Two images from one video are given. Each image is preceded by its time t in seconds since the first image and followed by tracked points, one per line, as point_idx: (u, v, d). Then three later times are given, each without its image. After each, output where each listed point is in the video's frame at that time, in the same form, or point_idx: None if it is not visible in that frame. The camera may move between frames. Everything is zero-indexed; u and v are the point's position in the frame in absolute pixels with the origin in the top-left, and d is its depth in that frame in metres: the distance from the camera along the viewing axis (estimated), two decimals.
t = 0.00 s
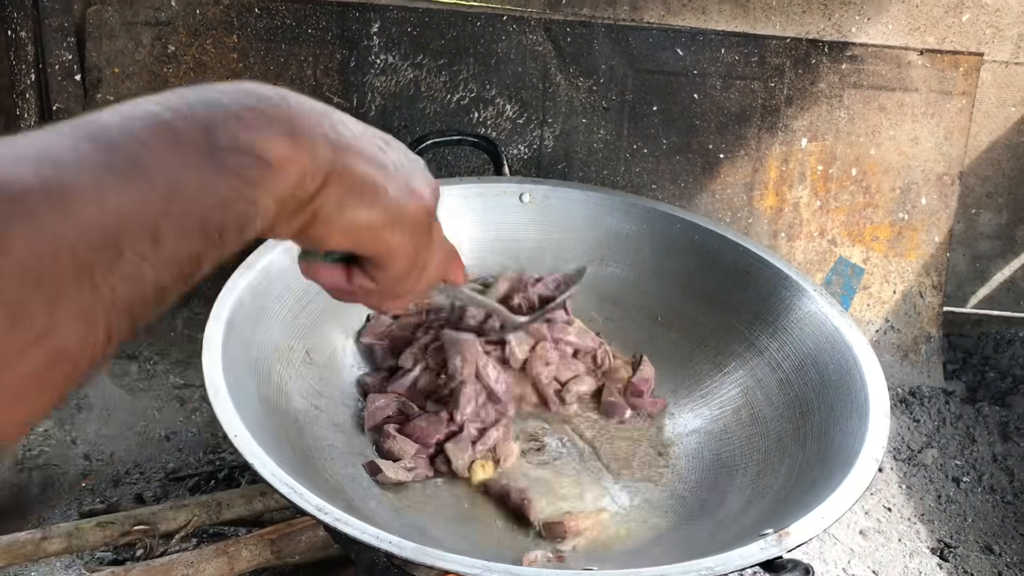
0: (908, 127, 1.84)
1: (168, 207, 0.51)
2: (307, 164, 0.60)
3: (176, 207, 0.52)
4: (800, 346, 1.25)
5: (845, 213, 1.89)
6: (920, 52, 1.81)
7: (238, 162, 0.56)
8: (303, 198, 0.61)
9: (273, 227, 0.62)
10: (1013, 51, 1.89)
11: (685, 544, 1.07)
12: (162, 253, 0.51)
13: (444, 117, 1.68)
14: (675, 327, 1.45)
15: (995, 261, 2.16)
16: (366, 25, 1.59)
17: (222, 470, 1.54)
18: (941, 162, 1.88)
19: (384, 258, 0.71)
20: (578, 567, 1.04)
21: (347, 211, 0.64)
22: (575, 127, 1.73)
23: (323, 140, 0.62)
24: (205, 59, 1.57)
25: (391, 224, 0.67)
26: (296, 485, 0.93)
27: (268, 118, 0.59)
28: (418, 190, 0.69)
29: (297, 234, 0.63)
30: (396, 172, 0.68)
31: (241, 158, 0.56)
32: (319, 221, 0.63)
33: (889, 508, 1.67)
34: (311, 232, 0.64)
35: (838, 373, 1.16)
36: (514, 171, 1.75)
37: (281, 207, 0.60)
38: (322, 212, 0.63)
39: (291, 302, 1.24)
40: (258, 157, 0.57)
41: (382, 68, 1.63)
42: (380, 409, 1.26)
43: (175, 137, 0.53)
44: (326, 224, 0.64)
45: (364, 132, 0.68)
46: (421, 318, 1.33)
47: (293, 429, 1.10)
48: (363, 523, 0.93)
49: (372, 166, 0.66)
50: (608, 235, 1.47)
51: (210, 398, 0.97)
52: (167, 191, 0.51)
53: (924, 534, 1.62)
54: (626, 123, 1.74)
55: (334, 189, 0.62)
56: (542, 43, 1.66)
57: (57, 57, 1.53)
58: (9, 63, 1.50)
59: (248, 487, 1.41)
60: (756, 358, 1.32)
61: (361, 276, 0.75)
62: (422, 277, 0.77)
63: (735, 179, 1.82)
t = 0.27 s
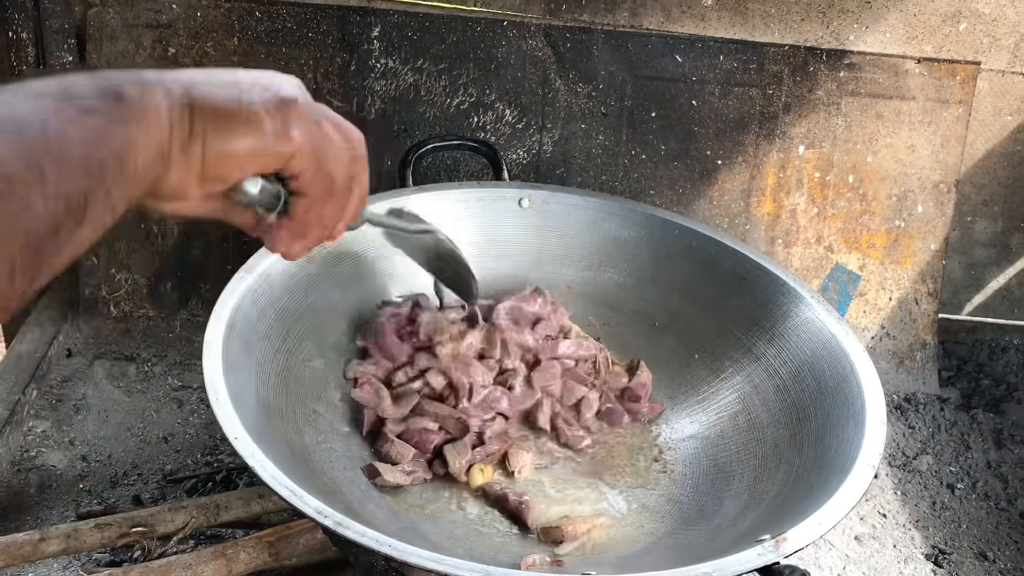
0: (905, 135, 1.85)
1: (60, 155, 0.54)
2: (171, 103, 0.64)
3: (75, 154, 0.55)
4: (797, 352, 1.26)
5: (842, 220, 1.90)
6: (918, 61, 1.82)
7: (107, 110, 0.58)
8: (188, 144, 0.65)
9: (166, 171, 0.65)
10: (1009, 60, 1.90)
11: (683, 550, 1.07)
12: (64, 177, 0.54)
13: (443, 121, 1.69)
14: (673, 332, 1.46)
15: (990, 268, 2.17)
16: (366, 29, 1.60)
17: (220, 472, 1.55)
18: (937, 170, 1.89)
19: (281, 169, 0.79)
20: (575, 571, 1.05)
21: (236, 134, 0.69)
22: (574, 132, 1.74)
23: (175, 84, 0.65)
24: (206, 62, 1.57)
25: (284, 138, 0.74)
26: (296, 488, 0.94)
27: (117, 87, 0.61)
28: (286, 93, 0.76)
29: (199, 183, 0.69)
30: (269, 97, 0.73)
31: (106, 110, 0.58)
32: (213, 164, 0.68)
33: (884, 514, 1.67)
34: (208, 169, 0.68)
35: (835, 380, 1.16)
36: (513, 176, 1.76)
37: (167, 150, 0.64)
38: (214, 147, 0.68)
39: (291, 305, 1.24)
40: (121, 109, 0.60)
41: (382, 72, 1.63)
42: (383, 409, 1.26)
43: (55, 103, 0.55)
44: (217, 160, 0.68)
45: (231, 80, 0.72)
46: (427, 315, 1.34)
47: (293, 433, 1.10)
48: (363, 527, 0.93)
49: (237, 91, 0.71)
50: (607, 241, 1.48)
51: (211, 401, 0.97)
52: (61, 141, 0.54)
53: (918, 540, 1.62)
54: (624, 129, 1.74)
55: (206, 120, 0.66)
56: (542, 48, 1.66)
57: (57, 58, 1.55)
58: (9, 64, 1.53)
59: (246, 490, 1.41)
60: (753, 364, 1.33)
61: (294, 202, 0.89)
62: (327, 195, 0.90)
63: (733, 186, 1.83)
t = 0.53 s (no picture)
0: (902, 141, 1.86)
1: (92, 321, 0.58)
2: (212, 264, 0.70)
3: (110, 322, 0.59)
4: (793, 357, 1.26)
5: (838, 225, 1.90)
6: (915, 67, 1.83)
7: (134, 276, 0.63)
8: (235, 302, 0.70)
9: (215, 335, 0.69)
10: (1006, 67, 1.91)
11: (679, 555, 1.08)
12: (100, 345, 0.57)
13: (442, 122, 1.69)
14: (670, 336, 1.46)
15: (985, 274, 2.18)
16: (366, 30, 1.60)
17: (215, 472, 1.55)
18: (933, 176, 1.90)
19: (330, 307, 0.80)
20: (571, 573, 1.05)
21: (284, 284, 0.72)
22: (572, 135, 1.74)
23: (216, 250, 0.72)
24: (205, 60, 1.57)
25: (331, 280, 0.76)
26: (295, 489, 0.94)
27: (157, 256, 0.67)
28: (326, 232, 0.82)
29: (246, 333, 0.71)
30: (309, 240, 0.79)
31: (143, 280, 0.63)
32: (261, 318, 0.72)
33: (878, 518, 1.68)
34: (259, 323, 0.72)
35: (831, 385, 1.17)
36: (511, 178, 1.75)
37: (212, 311, 0.68)
38: (259, 301, 0.71)
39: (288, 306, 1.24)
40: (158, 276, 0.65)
41: (381, 73, 1.63)
42: (376, 414, 1.26)
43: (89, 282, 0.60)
44: (264, 314, 0.72)
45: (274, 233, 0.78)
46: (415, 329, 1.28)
47: (290, 434, 1.11)
48: (361, 528, 0.93)
49: (276, 241, 0.76)
50: (604, 244, 1.48)
51: (209, 403, 0.97)
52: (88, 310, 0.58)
53: (912, 545, 1.63)
54: (622, 132, 1.75)
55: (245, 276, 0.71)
56: (541, 51, 1.67)
57: (56, 56, 1.52)
58: (8, 62, 1.50)
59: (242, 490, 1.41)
60: (750, 368, 1.33)
61: (351, 326, 0.85)
62: (384, 319, 0.87)
63: (730, 190, 1.84)
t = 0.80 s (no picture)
0: (899, 143, 1.87)
1: (257, 318, 0.57)
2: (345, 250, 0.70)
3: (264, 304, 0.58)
4: (789, 358, 1.27)
5: (835, 226, 1.91)
6: (912, 69, 1.82)
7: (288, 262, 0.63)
8: (364, 290, 0.71)
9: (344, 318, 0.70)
10: (1002, 70, 1.91)
11: (676, 557, 1.08)
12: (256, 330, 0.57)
13: (439, 120, 1.69)
14: (666, 336, 1.47)
15: (979, 277, 2.19)
16: (364, 26, 1.60)
17: (210, 468, 1.55)
18: (930, 178, 1.91)
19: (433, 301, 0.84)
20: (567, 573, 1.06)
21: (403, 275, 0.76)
22: (570, 134, 1.74)
23: (351, 239, 0.73)
24: (202, 56, 1.56)
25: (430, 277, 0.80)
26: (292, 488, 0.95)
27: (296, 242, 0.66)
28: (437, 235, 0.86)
29: (369, 318, 0.73)
30: (419, 235, 0.84)
31: (298, 265, 0.63)
32: (386, 304, 0.74)
33: (872, 519, 1.69)
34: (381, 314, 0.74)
35: (827, 386, 1.17)
36: (509, 176, 1.75)
37: (346, 297, 0.69)
38: (386, 288, 0.73)
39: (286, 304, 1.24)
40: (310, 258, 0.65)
41: (379, 70, 1.63)
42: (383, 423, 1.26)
43: (238, 256, 0.59)
44: (391, 302, 0.74)
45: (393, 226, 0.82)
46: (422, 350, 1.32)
47: (289, 432, 1.11)
48: (358, 527, 0.94)
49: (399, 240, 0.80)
50: (602, 243, 1.48)
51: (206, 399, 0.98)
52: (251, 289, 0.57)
53: (905, 546, 1.64)
54: (620, 132, 1.75)
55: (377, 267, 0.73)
56: (539, 49, 1.67)
57: (52, 49, 1.53)
58: (5, 55, 1.52)
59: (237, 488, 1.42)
60: (746, 368, 1.34)
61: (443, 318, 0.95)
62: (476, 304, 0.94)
63: (727, 190, 1.84)
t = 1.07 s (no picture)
0: (896, 142, 1.87)
1: (317, 346, 0.56)
2: (404, 264, 0.71)
3: (327, 329, 0.58)
4: (787, 356, 1.27)
5: (832, 225, 1.91)
6: (911, 68, 1.84)
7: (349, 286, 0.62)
8: (415, 302, 0.72)
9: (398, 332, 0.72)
10: (1001, 70, 1.91)
11: (673, 555, 1.09)
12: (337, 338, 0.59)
13: (438, 116, 1.69)
14: (664, 334, 1.47)
15: (975, 276, 2.19)
16: (363, 22, 1.59)
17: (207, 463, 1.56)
18: (927, 178, 1.91)
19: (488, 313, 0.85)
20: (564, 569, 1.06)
21: (455, 289, 0.78)
22: (568, 130, 1.74)
23: (407, 242, 0.73)
24: (200, 50, 1.56)
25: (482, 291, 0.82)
26: (291, 483, 0.95)
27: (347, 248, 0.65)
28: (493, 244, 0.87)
29: (421, 332, 0.75)
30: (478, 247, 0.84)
31: (358, 290, 0.63)
32: (435, 316, 0.76)
33: (867, 517, 1.69)
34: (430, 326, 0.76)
35: (825, 385, 1.18)
36: (507, 173, 1.75)
37: (397, 310, 0.69)
38: (436, 305, 0.75)
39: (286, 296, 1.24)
40: (369, 275, 0.65)
41: (377, 66, 1.63)
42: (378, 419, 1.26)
43: (291, 279, 0.58)
44: (439, 317, 0.77)
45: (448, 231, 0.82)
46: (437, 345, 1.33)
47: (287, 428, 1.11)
48: (356, 522, 0.94)
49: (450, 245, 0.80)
50: (600, 241, 1.48)
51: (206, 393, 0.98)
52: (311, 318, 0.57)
53: (901, 544, 1.64)
54: (618, 128, 1.75)
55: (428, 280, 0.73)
56: (538, 46, 1.67)
57: (50, 43, 1.54)
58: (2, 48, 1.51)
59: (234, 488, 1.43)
60: (744, 366, 1.34)
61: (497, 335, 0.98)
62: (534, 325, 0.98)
63: (725, 188, 1.84)
